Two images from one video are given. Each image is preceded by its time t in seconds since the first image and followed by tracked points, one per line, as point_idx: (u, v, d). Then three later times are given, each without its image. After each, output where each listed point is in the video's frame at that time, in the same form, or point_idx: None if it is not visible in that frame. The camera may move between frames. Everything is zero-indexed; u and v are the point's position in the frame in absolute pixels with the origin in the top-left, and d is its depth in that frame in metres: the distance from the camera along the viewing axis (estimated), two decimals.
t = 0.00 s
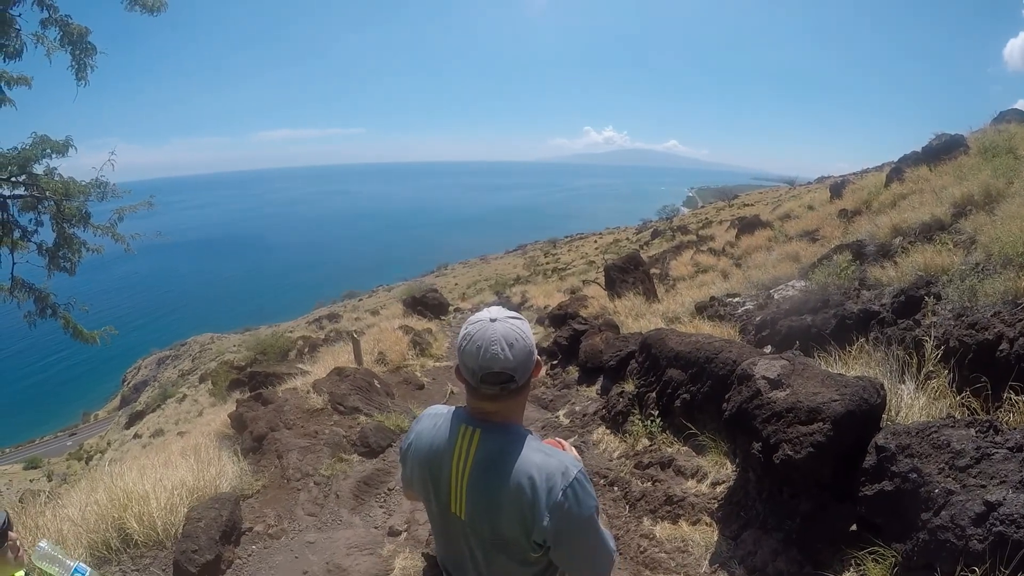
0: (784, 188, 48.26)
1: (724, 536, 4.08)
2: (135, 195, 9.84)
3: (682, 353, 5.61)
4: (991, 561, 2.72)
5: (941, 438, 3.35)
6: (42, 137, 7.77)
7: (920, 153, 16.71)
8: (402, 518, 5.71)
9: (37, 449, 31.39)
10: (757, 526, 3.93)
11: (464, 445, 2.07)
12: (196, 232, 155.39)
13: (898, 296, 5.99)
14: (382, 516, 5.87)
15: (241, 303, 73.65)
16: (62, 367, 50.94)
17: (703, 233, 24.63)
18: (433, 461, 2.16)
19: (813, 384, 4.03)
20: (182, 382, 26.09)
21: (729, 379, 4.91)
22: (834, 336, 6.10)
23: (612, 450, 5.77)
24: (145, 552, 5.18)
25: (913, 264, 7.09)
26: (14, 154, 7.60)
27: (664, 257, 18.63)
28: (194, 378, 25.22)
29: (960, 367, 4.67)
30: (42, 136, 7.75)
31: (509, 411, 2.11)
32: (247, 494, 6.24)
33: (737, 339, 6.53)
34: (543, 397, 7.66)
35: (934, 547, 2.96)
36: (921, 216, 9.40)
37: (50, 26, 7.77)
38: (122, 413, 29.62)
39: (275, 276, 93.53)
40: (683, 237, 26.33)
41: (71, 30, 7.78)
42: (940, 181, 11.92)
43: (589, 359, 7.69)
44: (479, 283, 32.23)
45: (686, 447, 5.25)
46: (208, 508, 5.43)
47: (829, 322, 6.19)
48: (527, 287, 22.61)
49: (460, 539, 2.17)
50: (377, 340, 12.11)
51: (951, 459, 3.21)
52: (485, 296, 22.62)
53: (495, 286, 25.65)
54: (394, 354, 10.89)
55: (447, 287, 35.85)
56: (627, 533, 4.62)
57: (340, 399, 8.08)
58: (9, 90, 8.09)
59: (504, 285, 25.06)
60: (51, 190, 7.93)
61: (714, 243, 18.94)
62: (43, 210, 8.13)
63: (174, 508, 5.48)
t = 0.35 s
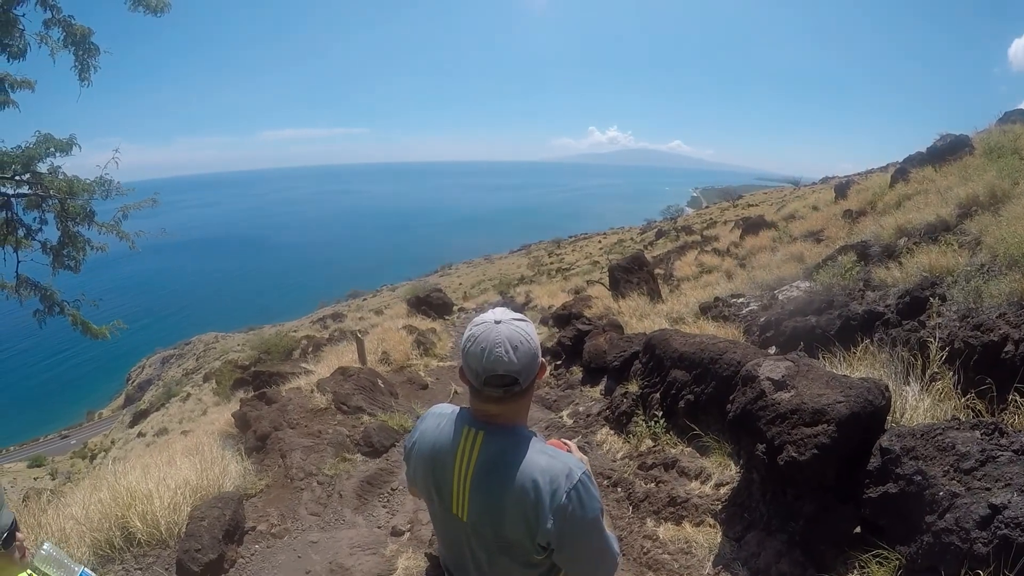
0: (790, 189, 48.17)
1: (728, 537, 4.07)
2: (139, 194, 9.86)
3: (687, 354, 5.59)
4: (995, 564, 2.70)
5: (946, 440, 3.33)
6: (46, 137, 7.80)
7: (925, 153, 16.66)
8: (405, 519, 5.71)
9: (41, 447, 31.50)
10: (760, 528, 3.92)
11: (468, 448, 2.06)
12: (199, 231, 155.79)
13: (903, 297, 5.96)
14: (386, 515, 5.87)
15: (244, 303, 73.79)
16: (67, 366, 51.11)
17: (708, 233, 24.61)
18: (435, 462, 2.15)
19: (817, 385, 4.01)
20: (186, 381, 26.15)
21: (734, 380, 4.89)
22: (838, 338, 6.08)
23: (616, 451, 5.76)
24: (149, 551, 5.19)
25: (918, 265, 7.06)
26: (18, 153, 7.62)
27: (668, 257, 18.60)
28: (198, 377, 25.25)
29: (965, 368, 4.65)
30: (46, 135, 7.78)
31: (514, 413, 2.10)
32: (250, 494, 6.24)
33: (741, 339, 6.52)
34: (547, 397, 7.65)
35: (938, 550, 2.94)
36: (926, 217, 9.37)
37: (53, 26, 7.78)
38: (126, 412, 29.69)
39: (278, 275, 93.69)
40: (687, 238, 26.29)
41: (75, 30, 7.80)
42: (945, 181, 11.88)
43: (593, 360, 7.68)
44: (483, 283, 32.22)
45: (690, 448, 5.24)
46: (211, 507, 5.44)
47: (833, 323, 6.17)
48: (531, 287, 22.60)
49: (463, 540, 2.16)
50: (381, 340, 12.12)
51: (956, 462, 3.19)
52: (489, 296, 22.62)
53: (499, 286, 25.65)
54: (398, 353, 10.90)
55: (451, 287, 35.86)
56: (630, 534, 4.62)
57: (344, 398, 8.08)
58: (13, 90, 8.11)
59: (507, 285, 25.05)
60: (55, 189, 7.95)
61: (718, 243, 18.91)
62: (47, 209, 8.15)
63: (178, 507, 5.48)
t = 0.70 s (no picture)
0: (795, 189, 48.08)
1: (733, 538, 4.05)
2: (143, 194, 9.87)
3: (692, 354, 5.57)
4: (1003, 566, 2.66)
5: (953, 441, 3.29)
6: (50, 136, 7.81)
7: (931, 154, 16.61)
8: (409, 518, 5.70)
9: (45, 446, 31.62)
10: (766, 529, 3.89)
11: (475, 448, 2.04)
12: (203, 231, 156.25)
13: (909, 298, 5.93)
14: (389, 515, 5.86)
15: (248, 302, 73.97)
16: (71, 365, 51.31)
17: (713, 234, 24.59)
18: (442, 461, 2.14)
19: (824, 386, 3.98)
20: (190, 379, 26.22)
21: (739, 380, 4.87)
22: (844, 338, 6.04)
23: (620, 451, 5.74)
24: (151, 549, 5.19)
25: (924, 265, 7.03)
26: (22, 152, 7.63)
27: (672, 257, 18.58)
28: (202, 376, 25.32)
29: (972, 369, 4.62)
30: (50, 134, 7.79)
31: (522, 414, 2.08)
32: (253, 492, 6.23)
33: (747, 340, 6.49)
34: (551, 397, 7.63)
35: (945, 552, 2.92)
36: (931, 217, 9.33)
37: (57, 24, 7.79)
38: (131, 410, 29.77)
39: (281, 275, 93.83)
40: (692, 238, 26.25)
41: (79, 28, 7.81)
42: (951, 182, 11.83)
43: (597, 359, 7.66)
44: (487, 283, 32.23)
45: (695, 448, 5.22)
46: (214, 506, 5.43)
47: (839, 323, 6.14)
48: (535, 286, 22.60)
49: (469, 542, 2.14)
50: (386, 339, 12.12)
51: (964, 463, 3.16)
52: (493, 295, 22.62)
53: (503, 286, 25.66)
54: (402, 353, 10.89)
55: (455, 287, 35.86)
56: (635, 534, 4.59)
57: (347, 397, 8.07)
58: (17, 89, 8.13)
59: (512, 285, 25.05)
60: (59, 188, 7.96)
61: (723, 244, 18.86)
62: (50, 208, 8.16)
63: (180, 505, 5.48)
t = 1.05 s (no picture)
0: (800, 189, 47.96)
1: (738, 540, 4.03)
2: (148, 193, 9.90)
3: (697, 355, 5.56)
4: (1009, 569, 2.64)
5: (959, 443, 3.27)
6: (55, 135, 7.83)
7: (936, 154, 16.57)
8: (413, 518, 5.70)
9: (49, 444, 31.71)
10: (771, 531, 3.87)
11: (483, 452, 2.03)
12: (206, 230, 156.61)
13: (914, 300, 5.90)
14: (393, 515, 5.86)
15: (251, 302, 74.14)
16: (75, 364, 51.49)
17: (718, 234, 24.57)
18: (449, 463, 2.13)
19: (830, 387, 3.97)
20: (195, 378, 26.31)
21: (745, 381, 4.86)
22: (849, 339, 6.02)
23: (625, 452, 5.73)
24: (155, 548, 5.20)
25: (929, 266, 7.01)
26: (27, 151, 7.65)
27: (677, 257, 18.57)
28: (206, 375, 25.36)
29: (978, 371, 4.59)
30: (56, 134, 7.81)
31: (530, 417, 2.07)
32: (257, 492, 6.23)
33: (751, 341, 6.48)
34: (555, 397, 7.63)
35: (951, 554, 2.90)
36: (936, 218, 9.31)
37: (62, 23, 7.82)
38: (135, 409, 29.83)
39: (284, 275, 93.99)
40: (696, 238, 26.21)
41: (84, 27, 7.83)
42: (956, 183, 11.80)
43: (602, 360, 7.65)
44: (491, 283, 32.25)
45: (699, 449, 5.20)
46: (218, 505, 5.42)
47: (844, 324, 6.11)
48: (539, 287, 22.60)
49: (475, 544, 2.14)
50: (390, 339, 12.13)
51: (969, 466, 3.14)
52: (497, 296, 22.63)
53: (508, 286, 25.68)
54: (406, 352, 10.90)
55: (459, 287, 35.86)
56: (639, 535, 4.58)
57: (352, 397, 8.08)
58: (22, 89, 8.17)
59: (516, 285, 25.04)
60: (63, 188, 7.97)
61: (728, 244, 18.84)
62: (55, 207, 8.17)
63: (185, 505, 5.49)
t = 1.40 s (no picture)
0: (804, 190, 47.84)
1: (742, 541, 4.02)
2: (151, 192, 9.90)
3: (701, 355, 5.54)
4: (1015, 570, 2.63)
5: (965, 444, 3.25)
6: (58, 133, 7.84)
7: (940, 155, 16.52)
8: (416, 518, 5.70)
9: (52, 443, 31.80)
10: (775, 532, 3.86)
11: (487, 452, 2.02)
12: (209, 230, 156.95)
13: (919, 300, 5.88)
14: (396, 515, 5.86)
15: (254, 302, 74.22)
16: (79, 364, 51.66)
17: (721, 234, 24.53)
18: (453, 463, 2.12)
19: (835, 387, 3.95)
20: (198, 377, 26.36)
21: (749, 381, 4.84)
22: (853, 340, 6.00)
23: (628, 452, 5.72)
24: (158, 547, 5.19)
25: (933, 266, 6.98)
26: (30, 149, 7.66)
27: (680, 257, 18.55)
28: (209, 374, 25.40)
29: (983, 372, 4.57)
30: (59, 132, 7.82)
31: (534, 417, 2.06)
32: (260, 491, 6.23)
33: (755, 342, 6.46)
34: (559, 397, 7.61)
35: (957, 556, 2.89)
36: (941, 219, 9.28)
37: (65, 21, 7.83)
38: (139, 408, 29.89)
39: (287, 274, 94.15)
40: (700, 238, 26.18)
41: (87, 25, 7.85)
42: (960, 183, 11.75)
43: (605, 360, 7.64)
44: (494, 283, 32.25)
45: (703, 450, 5.19)
46: (221, 504, 5.42)
47: (848, 324, 6.09)
48: (543, 287, 22.60)
49: (478, 545, 2.12)
50: (393, 338, 12.13)
51: (975, 466, 3.11)
52: (500, 296, 22.64)
53: (511, 286, 25.68)
54: (409, 352, 10.89)
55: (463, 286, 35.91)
56: (642, 536, 4.57)
57: (355, 397, 8.07)
58: (25, 87, 8.18)
59: (520, 285, 25.03)
60: (66, 186, 7.98)
61: (732, 244, 18.80)
62: (58, 205, 8.18)
63: (187, 504, 5.49)
